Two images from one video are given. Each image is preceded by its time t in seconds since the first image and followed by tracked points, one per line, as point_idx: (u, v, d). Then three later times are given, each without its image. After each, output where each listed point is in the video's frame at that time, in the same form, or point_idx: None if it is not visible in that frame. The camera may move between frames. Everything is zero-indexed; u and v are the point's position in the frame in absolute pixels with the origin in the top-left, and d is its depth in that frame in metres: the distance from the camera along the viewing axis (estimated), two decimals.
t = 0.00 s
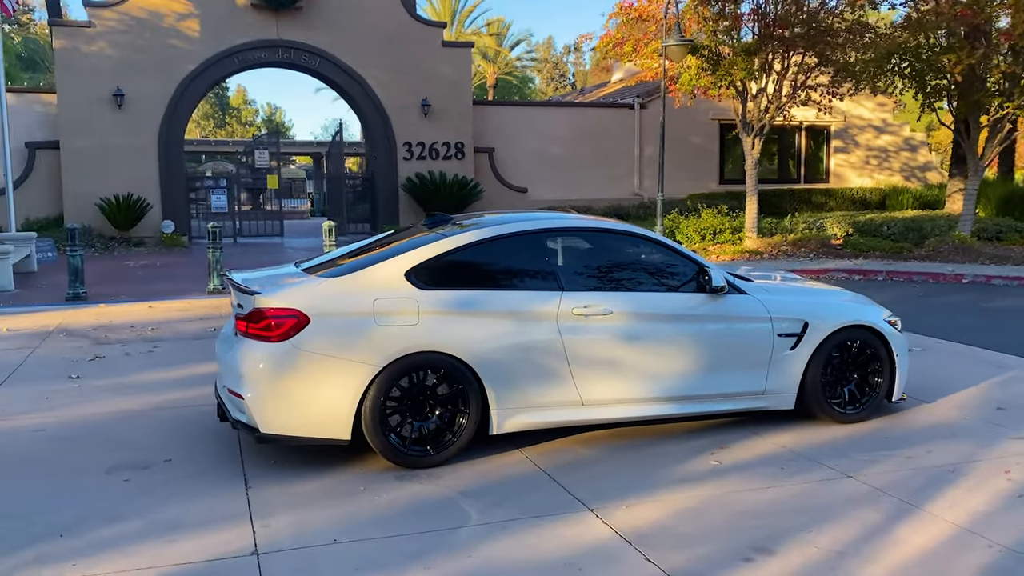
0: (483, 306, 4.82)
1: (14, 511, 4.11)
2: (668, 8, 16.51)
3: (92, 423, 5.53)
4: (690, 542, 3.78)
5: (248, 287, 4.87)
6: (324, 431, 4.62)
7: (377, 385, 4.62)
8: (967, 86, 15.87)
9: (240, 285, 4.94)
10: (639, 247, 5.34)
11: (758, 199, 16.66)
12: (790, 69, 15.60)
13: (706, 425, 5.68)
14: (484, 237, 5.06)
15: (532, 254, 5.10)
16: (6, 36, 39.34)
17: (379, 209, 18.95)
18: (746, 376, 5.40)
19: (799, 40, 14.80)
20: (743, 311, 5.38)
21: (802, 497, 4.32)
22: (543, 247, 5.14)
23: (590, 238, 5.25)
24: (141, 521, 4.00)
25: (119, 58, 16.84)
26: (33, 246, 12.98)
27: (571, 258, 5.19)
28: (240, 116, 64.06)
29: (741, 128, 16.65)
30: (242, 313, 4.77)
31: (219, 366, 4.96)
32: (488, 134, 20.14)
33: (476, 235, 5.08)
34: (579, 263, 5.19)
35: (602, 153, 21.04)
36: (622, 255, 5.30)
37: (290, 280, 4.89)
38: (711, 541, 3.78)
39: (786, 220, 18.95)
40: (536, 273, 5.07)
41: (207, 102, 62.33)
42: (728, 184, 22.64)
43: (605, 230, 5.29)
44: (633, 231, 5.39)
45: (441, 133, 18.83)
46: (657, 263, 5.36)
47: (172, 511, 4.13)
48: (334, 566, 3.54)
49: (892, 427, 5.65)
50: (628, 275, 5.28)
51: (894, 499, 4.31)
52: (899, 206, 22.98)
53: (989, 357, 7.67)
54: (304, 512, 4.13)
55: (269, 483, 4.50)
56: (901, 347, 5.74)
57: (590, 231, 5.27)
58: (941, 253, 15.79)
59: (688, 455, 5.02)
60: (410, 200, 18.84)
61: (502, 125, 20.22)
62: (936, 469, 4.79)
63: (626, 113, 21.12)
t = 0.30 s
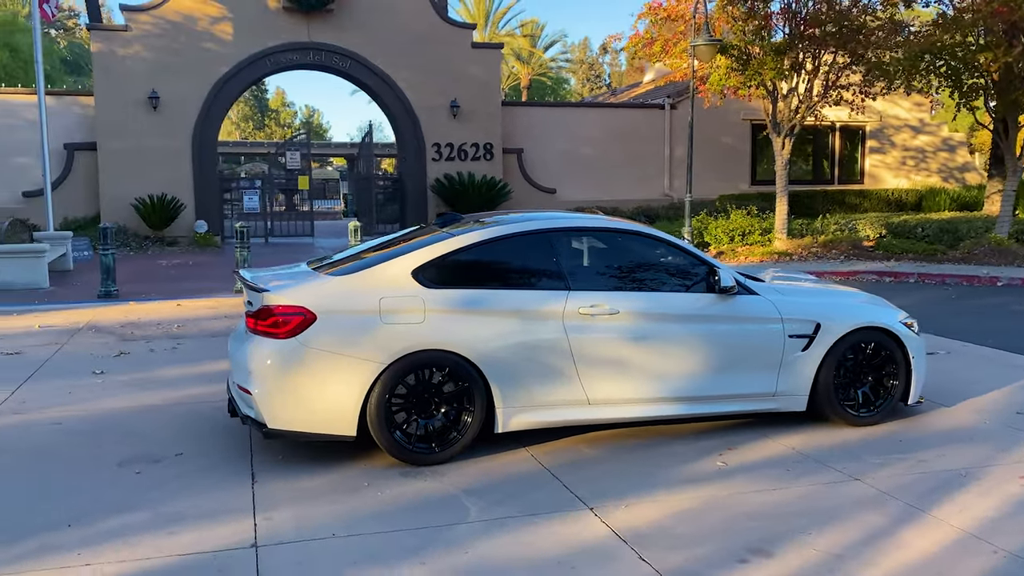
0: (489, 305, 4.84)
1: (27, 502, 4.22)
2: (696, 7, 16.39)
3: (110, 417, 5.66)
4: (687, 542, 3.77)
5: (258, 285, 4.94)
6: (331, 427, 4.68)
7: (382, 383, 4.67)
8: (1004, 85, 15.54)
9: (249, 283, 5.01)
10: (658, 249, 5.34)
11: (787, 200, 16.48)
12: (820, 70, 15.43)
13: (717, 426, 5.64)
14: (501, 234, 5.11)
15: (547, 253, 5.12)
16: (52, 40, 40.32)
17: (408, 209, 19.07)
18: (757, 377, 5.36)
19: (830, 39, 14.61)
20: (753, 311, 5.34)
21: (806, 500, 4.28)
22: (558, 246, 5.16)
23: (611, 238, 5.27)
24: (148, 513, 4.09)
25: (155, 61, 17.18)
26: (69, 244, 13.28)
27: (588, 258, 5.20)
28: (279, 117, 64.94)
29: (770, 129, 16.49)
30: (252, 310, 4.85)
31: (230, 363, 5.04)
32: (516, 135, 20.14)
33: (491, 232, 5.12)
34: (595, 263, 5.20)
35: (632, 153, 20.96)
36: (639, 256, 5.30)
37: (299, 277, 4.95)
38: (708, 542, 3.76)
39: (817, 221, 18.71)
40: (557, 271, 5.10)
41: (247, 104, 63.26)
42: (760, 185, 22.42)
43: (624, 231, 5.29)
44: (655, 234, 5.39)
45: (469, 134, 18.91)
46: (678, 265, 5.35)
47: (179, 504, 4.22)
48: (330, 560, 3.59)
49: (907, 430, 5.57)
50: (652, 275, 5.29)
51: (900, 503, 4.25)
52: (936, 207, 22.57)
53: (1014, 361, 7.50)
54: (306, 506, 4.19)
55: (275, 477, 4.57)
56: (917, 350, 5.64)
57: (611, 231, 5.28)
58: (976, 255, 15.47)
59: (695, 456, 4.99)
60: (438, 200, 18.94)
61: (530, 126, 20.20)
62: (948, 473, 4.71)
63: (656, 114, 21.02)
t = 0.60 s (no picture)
0: (488, 305, 4.87)
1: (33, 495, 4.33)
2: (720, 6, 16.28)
3: (122, 413, 5.78)
4: (674, 543, 3.77)
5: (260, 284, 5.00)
6: (331, 425, 4.74)
7: (381, 382, 4.72)
8: None
9: (251, 282, 5.07)
10: (668, 252, 5.34)
11: (813, 201, 16.30)
12: (846, 69, 15.23)
13: (721, 428, 5.62)
14: (507, 234, 5.15)
15: (552, 254, 5.15)
16: (90, 44, 41.16)
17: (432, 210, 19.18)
18: (760, 380, 5.33)
19: (856, 37, 14.42)
20: (755, 313, 5.31)
21: (800, 504, 4.25)
22: (565, 248, 5.18)
23: (622, 240, 5.28)
24: (147, 507, 4.18)
25: (184, 64, 17.46)
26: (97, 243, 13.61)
27: (597, 260, 5.22)
28: (312, 118, 65.57)
29: (795, 129, 16.32)
30: (255, 309, 4.91)
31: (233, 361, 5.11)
32: (541, 135, 20.14)
33: (496, 232, 5.16)
34: (605, 265, 5.22)
35: (657, 153, 20.87)
36: (649, 259, 5.31)
37: (301, 277, 5.01)
38: (696, 544, 3.76)
39: (844, 223, 18.48)
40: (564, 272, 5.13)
41: (281, 105, 63.95)
42: (788, 185, 22.20)
43: (635, 233, 5.29)
44: (665, 237, 5.40)
45: (493, 134, 18.95)
46: (688, 267, 5.35)
47: (179, 499, 4.30)
48: (318, 555, 3.65)
49: (913, 434, 5.50)
50: (667, 277, 5.31)
51: (897, 508, 4.20)
52: (968, 208, 22.19)
53: None
54: (302, 503, 4.26)
55: (274, 474, 4.64)
56: (925, 354, 5.57)
57: (622, 233, 5.28)
58: (1007, 257, 15.17)
59: (693, 458, 4.98)
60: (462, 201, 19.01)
61: (555, 126, 20.19)
62: (950, 478, 4.65)
63: (682, 114, 20.91)
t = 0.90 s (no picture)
0: (484, 307, 4.86)
1: (32, 491, 4.40)
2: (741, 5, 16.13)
3: (128, 411, 5.86)
4: (662, 549, 3.73)
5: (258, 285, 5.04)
6: (326, 425, 4.75)
7: (376, 382, 4.73)
8: None
9: (251, 283, 5.11)
10: (675, 255, 5.32)
11: (835, 201, 16.10)
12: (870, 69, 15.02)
13: (723, 433, 5.56)
14: (507, 235, 5.14)
15: (551, 256, 5.13)
16: (123, 45, 41.78)
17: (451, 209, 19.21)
18: (763, 384, 5.27)
19: (879, 36, 14.21)
20: (756, 316, 5.25)
21: (795, 510, 4.19)
22: (566, 249, 5.17)
23: (627, 242, 5.25)
24: (142, 505, 4.22)
25: (207, 64, 17.66)
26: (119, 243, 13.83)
27: (609, 261, 5.22)
28: (340, 118, 65.98)
29: (817, 128, 16.12)
30: (253, 309, 4.94)
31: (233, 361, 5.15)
32: (561, 135, 20.09)
33: (497, 233, 5.16)
34: (616, 266, 5.21)
35: (679, 153, 20.74)
36: (655, 263, 5.28)
37: (299, 278, 5.04)
38: (684, 550, 3.72)
39: (868, 224, 18.24)
40: (564, 274, 5.11)
41: (310, 105, 64.45)
42: (812, 185, 21.96)
43: (640, 236, 5.27)
44: (668, 239, 5.37)
45: (513, 134, 18.95)
46: (694, 270, 5.32)
47: (174, 497, 4.34)
48: (304, 555, 3.66)
49: (919, 441, 5.40)
50: (682, 279, 5.29)
51: (894, 516, 4.13)
52: (997, 210, 21.80)
53: None
54: (294, 503, 4.28)
55: (269, 474, 4.67)
56: (933, 359, 5.47)
57: (628, 236, 5.26)
58: None
59: (691, 463, 4.93)
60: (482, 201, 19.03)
61: (575, 126, 20.13)
62: (952, 486, 4.56)
63: (704, 114, 20.77)
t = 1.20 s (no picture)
0: (469, 304, 4.83)
1: (17, 485, 4.44)
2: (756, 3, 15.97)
3: (122, 407, 5.90)
4: (637, 551, 3.69)
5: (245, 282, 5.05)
6: (310, 422, 4.75)
7: (360, 380, 4.72)
8: None
9: (239, 279, 5.13)
10: (672, 255, 5.25)
11: (850, 201, 15.90)
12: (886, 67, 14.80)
13: (715, 433, 5.50)
14: (495, 232, 5.11)
15: (540, 253, 5.09)
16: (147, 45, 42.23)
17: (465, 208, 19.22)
18: (755, 384, 5.19)
19: (895, 33, 13.99)
20: (747, 315, 5.18)
21: (779, 512, 4.13)
22: (556, 247, 5.12)
23: (623, 241, 5.20)
24: (123, 501, 4.24)
25: (223, 64, 17.79)
26: (133, 240, 13.98)
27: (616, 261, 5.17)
28: (362, 117, 66.20)
29: (833, 127, 15.91)
30: (240, 306, 4.96)
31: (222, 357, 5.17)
32: (575, 134, 20.02)
33: (485, 230, 5.12)
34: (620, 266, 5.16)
35: (694, 152, 20.60)
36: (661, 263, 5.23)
37: (285, 274, 5.04)
38: (659, 552, 3.67)
39: (885, 224, 18.01)
40: (552, 272, 5.06)
41: (332, 105, 64.77)
42: (830, 185, 21.71)
43: (637, 235, 5.21)
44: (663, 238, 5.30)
45: (527, 133, 18.91)
46: (689, 269, 5.25)
47: (156, 493, 4.36)
48: (276, 553, 3.66)
49: (914, 443, 5.30)
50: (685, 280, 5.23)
51: (879, 520, 4.05)
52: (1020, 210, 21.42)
53: None
54: (273, 500, 4.27)
55: (252, 470, 4.68)
56: (930, 360, 5.36)
57: (624, 234, 5.20)
58: None
59: (678, 463, 4.87)
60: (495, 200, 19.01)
61: (589, 125, 20.05)
62: (943, 490, 4.47)
63: (720, 112, 20.61)
